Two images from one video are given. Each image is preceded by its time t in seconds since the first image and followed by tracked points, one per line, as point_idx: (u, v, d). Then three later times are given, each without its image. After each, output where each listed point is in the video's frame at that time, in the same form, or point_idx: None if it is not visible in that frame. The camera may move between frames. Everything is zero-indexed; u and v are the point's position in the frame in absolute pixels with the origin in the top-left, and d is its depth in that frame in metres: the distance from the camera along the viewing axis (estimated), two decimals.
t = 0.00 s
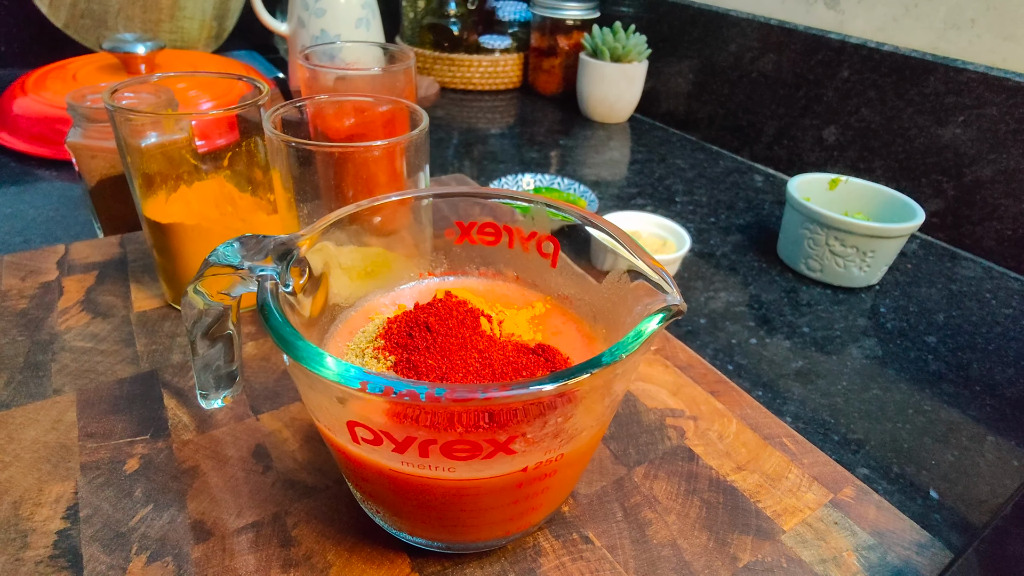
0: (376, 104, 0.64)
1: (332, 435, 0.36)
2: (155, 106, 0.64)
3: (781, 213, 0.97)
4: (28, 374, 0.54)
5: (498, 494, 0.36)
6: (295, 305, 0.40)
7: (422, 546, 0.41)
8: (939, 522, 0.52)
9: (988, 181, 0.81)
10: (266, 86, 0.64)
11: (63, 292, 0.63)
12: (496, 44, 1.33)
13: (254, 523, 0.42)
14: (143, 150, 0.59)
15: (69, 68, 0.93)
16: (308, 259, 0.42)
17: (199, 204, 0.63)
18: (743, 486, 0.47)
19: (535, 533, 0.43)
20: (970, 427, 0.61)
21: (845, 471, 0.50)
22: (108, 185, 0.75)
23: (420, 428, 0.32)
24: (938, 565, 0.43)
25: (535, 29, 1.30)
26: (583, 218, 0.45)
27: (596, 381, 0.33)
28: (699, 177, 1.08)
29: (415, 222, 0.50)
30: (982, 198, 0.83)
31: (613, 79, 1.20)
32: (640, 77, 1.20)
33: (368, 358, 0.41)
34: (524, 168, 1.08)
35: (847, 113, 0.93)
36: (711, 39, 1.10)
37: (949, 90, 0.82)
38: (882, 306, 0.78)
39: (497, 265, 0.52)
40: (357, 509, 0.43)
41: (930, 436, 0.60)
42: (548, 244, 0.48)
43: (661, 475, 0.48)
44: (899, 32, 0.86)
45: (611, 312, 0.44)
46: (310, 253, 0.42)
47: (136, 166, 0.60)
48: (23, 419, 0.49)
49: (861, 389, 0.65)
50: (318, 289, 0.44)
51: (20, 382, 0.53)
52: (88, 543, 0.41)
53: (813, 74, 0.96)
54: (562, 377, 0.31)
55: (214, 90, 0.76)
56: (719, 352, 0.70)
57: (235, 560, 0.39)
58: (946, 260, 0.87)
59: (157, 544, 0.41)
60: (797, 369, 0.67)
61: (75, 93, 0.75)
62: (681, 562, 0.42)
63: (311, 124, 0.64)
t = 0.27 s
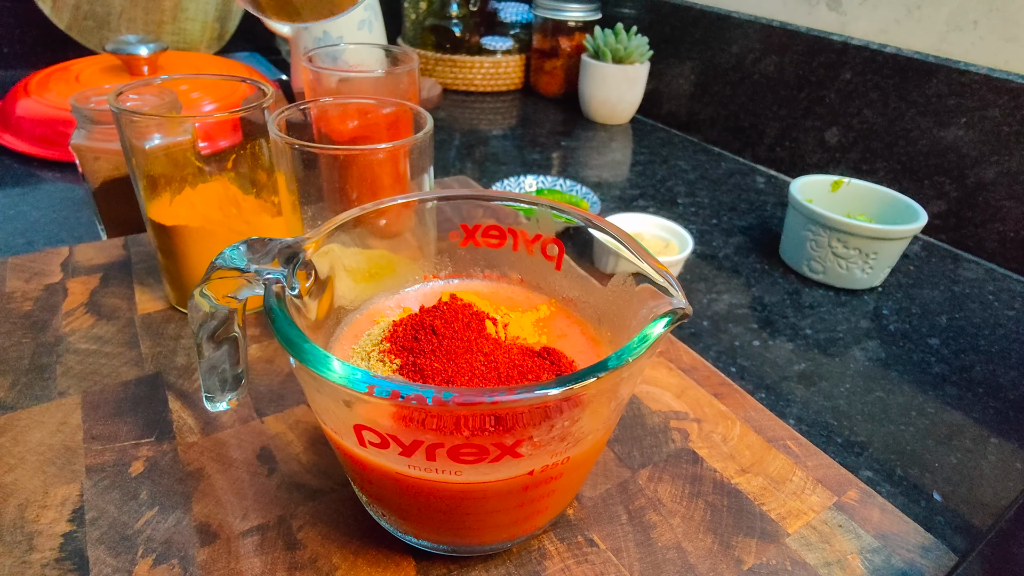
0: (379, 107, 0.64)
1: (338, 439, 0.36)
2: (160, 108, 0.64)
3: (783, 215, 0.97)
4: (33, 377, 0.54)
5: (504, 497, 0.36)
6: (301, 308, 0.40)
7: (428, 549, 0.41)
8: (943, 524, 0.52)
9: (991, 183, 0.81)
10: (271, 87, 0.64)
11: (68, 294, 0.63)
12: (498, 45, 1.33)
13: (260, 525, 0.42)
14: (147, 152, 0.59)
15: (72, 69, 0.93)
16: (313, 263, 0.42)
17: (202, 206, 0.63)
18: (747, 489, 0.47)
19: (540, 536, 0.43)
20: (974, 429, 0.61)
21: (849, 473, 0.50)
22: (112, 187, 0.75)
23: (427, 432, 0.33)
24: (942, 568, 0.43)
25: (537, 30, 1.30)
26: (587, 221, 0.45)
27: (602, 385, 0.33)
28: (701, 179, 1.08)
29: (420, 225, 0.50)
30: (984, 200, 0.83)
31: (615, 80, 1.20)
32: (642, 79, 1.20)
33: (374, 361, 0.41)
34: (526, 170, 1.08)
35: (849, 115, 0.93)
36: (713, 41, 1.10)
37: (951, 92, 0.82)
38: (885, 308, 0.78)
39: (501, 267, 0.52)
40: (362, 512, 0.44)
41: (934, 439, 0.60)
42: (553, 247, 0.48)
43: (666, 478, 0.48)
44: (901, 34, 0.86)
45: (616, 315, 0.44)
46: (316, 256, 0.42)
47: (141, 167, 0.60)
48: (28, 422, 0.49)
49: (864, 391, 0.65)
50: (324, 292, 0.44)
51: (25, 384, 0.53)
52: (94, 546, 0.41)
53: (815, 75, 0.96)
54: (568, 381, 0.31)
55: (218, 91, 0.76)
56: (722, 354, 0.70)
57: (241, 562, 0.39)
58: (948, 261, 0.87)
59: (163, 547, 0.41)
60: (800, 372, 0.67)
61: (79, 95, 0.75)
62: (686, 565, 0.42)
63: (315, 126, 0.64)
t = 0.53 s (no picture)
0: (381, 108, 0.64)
1: (341, 440, 0.36)
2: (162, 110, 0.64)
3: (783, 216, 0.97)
4: (36, 378, 0.54)
5: (506, 499, 0.36)
6: (303, 310, 0.40)
7: (430, 550, 0.41)
8: (943, 525, 0.52)
9: (991, 184, 0.81)
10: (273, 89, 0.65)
11: (70, 295, 0.64)
12: (499, 47, 1.34)
13: (262, 527, 0.42)
14: (150, 154, 0.60)
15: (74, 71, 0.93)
16: (316, 265, 0.42)
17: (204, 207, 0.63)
18: (748, 490, 0.47)
19: (542, 538, 0.43)
20: (974, 430, 0.61)
21: (851, 475, 0.50)
22: (114, 189, 0.75)
23: (429, 434, 0.33)
24: (943, 569, 0.43)
25: (538, 31, 1.30)
26: (588, 223, 0.45)
27: (604, 387, 0.33)
28: (701, 180, 1.08)
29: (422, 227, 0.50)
30: (985, 201, 0.83)
31: (616, 81, 1.20)
32: (643, 80, 1.20)
33: (376, 363, 0.41)
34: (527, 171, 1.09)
35: (850, 116, 0.93)
36: (714, 42, 1.10)
37: (952, 93, 0.82)
38: (886, 309, 0.78)
39: (503, 270, 0.52)
40: (364, 512, 0.44)
41: (934, 440, 0.60)
42: (555, 249, 0.48)
43: (667, 479, 0.48)
44: (902, 35, 0.86)
45: (618, 317, 0.45)
46: (319, 259, 0.42)
47: (143, 169, 0.60)
48: (31, 423, 0.49)
49: (865, 392, 0.65)
50: (326, 294, 0.44)
51: (28, 386, 0.53)
52: (97, 547, 0.41)
53: (816, 77, 0.96)
54: (570, 384, 0.31)
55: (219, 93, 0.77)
56: (722, 356, 0.70)
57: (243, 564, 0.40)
58: (949, 263, 0.87)
59: (165, 548, 0.41)
60: (801, 373, 0.67)
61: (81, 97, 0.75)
62: (687, 566, 0.42)
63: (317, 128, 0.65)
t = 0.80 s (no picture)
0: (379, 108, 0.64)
1: (338, 440, 0.36)
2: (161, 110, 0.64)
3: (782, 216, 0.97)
4: (34, 378, 0.54)
5: (503, 499, 0.36)
6: (301, 310, 0.40)
7: (427, 550, 0.41)
8: (941, 525, 0.52)
9: (990, 185, 0.81)
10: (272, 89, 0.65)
11: (69, 295, 0.64)
12: (498, 47, 1.34)
13: (260, 526, 0.42)
14: (148, 154, 0.60)
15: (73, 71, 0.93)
16: (313, 265, 0.42)
17: (203, 207, 0.63)
18: (746, 490, 0.47)
19: (539, 538, 0.43)
20: (972, 430, 0.61)
21: (848, 475, 0.50)
22: (113, 190, 0.75)
23: (426, 434, 0.33)
24: (940, 569, 0.43)
25: (537, 32, 1.30)
26: (586, 223, 0.45)
27: (601, 387, 0.33)
28: (700, 180, 1.09)
29: (420, 227, 0.50)
30: (983, 202, 0.83)
31: (615, 82, 1.20)
32: (642, 81, 1.21)
33: (373, 363, 0.41)
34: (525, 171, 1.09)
35: (849, 117, 0.93)
36: (713, 42, 1.10)
37: (951, 94, 0.82)
38: (884, 309, 0.78)
39: (501, 269, 0.53)
40: (362, 512, 0.44)
41: (932, 440, 0.60)
42: (553, 249, 0.48)
43: (665, 479, 0.48)
44: (900, 36, 0.86)
45: (615, 317, 0.45)
46: (316, 259, 0.42)
47: (142, 169, 0.61)
48: (29, 423, 0.49)
49: (863, 392, 0.65)
50: (324, 294, 0.44)
51: (26, 386, 0.53)
52: (94, 547, 0.41)
53: (815, 77, 0.96)
54: (567, 384, 0.31)
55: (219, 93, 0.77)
56: (720, 355, 0.70)
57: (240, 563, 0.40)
58: (947, 263, 0.87)
59: (163, 548, 0.41)
60: (799, 373, 0.67)
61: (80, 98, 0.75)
62: (684, 566, 0.42)
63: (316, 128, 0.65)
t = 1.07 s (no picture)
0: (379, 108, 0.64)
1: (338, 440, 0.36)
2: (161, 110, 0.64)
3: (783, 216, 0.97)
4: (34, 378, 0.54)
5: (503, 498, 0.36)
6: (301, 309, 0.40)
7: (428, 550, 0.41)
8: (942, 525, 0.52)
9: (990, 185, 0.81)
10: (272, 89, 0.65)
11: (69, 295, 0.64)
12: (499, 47, 1.34)
13: (260, 526, 0.42)
14: (148, 153, 0.60)
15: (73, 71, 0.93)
16: (313, 265, 0.42)
17: (203, 207, 0.63)
18: (746, 490, 0.47)
19: (539, 537, 0.43)
20: (973, 430, 0.61)
21: (849, 475, 0.50)
22: (114, 189, 0.75)
23: (426, 434, 0.33)
24: (941, 569, 0.43)
25: (537, 32, 1.30)
26: (586, 223, 0.45)
27: (601, 386, 0.33)
28: (701, 180, 1.09)
29: (420, 226, 0.50)
30: (984, 201, 0.83)
31: (615, 82, 1.20)
32: (642, 81, 1.20)
33: (373, 363, 0.41)
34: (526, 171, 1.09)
35: (849, 117, 0.93)
36: (713, 42, 1.10)
37: (951, 94, 0.82)
38: (885, 309, 0.78)
39: (501, 269, 0.52)
40: (362, 511, 0.44)
41: (933, 440, 0.60)
42: (553, 249, 0.48)
43: (665, 479, 0.48)
44: (901, 35, 0.86)
45: (615, 317, 0.44)
46: (316, 258, 0.42)
47: (142, 169, 0.60)
48: (29, 423, 0.49)
49: (864, 392, 0.65)
50: (324, 293, 0.44)
51: (26, 386, 0.53)
52: (94, 547, 0.41)
53: (815, 77, 0.96)
54: (567, 384, 0.31)
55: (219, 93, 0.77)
56: (721, 355, 0.70)
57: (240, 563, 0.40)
58: (948, 263, 0.87)
59: (163, 548, 0.41)
60: (799, 373, 0.67)
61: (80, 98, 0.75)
62: (685, 566, 0.42)
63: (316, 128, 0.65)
